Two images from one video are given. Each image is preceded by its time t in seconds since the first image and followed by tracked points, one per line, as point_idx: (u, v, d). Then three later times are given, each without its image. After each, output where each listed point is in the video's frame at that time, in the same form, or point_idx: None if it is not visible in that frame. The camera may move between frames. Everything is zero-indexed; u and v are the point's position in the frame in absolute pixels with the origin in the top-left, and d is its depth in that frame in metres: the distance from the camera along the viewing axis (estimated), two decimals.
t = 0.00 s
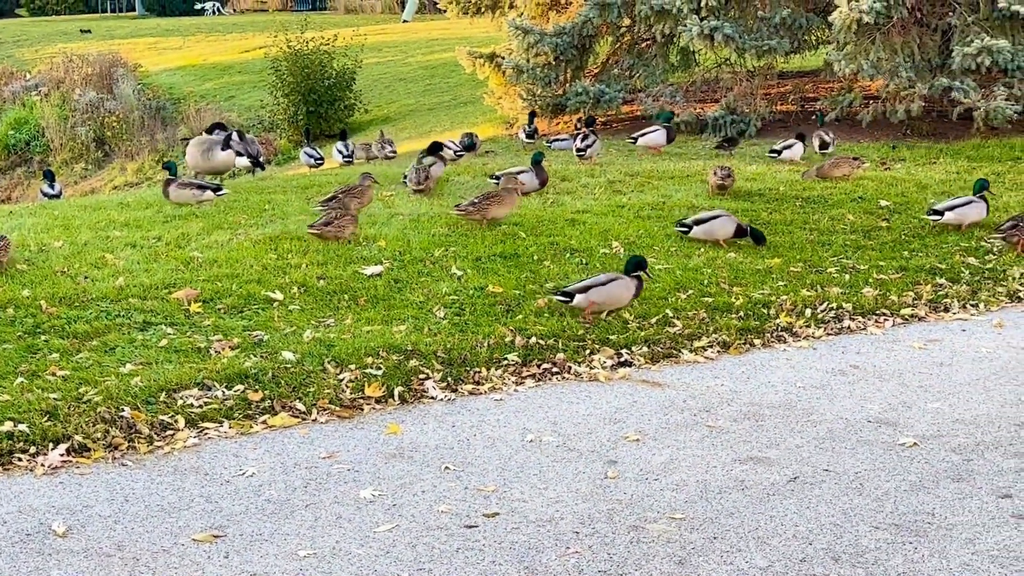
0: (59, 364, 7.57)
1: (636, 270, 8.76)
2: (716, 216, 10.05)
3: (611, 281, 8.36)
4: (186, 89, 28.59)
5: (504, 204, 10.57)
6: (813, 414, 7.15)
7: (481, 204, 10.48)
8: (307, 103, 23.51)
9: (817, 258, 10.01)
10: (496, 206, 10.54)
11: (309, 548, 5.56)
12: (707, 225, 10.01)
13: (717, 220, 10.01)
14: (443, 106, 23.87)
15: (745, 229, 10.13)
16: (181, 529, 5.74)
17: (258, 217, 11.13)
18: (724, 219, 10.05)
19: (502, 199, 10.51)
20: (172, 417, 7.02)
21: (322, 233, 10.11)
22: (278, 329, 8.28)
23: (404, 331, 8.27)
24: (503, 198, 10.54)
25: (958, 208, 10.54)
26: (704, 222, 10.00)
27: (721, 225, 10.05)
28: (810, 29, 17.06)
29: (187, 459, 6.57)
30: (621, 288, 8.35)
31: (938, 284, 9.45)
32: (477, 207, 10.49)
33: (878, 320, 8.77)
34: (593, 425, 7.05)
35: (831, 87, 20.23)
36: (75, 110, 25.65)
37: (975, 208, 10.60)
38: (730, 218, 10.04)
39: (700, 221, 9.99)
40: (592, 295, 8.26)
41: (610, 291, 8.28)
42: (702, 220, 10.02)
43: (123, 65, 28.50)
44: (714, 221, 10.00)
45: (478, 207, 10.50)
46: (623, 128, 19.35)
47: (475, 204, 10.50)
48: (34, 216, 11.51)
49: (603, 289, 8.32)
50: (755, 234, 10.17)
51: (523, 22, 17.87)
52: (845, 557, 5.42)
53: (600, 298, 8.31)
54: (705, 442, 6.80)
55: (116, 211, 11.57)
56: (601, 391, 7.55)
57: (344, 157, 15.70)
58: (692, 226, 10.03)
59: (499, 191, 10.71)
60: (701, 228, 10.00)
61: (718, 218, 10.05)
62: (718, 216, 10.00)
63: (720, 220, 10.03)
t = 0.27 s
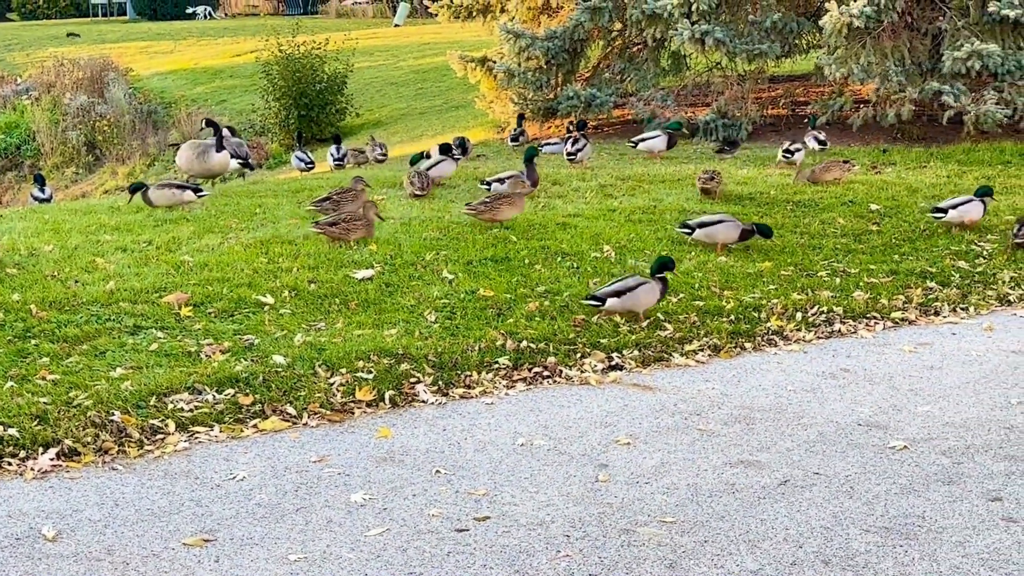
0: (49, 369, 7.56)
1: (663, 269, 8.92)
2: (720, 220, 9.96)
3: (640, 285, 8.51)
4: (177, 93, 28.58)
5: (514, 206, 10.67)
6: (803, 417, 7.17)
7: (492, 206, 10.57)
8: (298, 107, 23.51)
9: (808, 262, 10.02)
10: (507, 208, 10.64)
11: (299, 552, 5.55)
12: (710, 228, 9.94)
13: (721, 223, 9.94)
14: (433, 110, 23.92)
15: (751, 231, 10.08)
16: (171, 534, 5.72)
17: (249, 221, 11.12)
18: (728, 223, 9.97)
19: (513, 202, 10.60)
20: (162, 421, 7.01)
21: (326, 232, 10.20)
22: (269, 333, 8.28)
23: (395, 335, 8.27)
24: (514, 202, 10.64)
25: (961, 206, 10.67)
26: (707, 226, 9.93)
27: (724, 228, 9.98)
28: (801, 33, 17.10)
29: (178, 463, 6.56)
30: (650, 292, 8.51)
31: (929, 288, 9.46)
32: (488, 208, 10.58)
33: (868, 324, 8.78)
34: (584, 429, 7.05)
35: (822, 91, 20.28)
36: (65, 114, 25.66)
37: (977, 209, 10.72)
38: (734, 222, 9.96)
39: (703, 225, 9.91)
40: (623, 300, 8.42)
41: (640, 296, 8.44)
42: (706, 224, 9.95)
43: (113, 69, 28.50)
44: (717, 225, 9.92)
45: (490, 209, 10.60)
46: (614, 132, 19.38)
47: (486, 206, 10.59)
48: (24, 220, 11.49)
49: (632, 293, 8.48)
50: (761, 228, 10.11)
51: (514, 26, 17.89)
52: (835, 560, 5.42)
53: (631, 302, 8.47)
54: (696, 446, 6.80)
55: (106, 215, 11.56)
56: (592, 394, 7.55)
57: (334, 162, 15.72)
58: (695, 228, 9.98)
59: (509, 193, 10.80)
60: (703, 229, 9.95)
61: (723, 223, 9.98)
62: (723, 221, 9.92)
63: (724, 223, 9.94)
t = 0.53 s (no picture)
0: (39, 372, 7.56)
1: (682, 269, 8.87)
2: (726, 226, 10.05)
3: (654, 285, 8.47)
4: (168, 97, 28.59)
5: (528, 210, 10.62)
6: (794, 420, 7.17)
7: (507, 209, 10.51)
8: (290, 111, 23.54)
9: (799, 265, 10.04)
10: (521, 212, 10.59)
11: (290, 556, 5.54)
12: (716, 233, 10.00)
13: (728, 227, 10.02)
14: (424, 114, 23.93)
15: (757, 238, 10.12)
16: (161, 537, 5.71)
17: (240, 225, 11.12)
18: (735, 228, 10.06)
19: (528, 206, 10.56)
20: (153, 424, 7.00)
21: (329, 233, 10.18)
22: (260, 336, 8.27)
23: (387, 338, 8.27)
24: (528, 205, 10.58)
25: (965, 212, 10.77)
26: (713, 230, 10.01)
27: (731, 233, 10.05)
28: (792, 37, 17.13)
29: (168, 466, 6.56)
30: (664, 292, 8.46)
31: (919, 291, 9.48)
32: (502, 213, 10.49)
33: (859, 327, 8.80)
34: (575, 432, 7.05)
35: (813, 95, 20.32)
36: (56, 118, 25.66)
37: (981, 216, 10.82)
38: (739, 226, 10.04)
39: (709, 229, 9.98)
40: (636, 298, 8.38)
41: (654, 294, 8.39)
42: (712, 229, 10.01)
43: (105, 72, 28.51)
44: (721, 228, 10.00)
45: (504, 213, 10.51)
46: (605, 136, 19.41)
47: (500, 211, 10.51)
48: (14, 223, 11.48)
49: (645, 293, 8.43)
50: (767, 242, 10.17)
51: (505, 30, 17.94)
52: (826, 562, 5.42)
53: (644, 301, 8.43)
54: (687, 449, 6.80)
55: (96, 218, 11.55)
56: (583, 397, 7.55)
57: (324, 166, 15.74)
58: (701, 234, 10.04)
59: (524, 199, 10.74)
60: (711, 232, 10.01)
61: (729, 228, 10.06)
62: (729, 225, 10.00)
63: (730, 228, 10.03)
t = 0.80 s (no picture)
0: (29, 375, 7.55)
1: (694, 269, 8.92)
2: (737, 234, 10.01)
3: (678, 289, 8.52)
4: (159, 101, 28.59)
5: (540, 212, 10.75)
6: (785, 422, 7.18)
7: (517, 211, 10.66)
8: (281, 114, 23.57)
9: (790, 268, 10.05)
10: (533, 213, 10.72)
11: (281, 558, 5.53)
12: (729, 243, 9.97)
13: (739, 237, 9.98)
14: (414, 117, 23.97)
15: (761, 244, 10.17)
16: (152, 540, 5.70)
17: (231, 228, 11.12)
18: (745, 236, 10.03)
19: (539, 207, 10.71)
20: (144, 427, 6.99)
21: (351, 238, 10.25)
22: (251, 339, 8.27)
23: (378, 341, 8.27)
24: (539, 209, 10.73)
25: (963, 214, 10.81)
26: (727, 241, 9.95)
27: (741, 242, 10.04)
28: (783, 41, 17.16)
29: (159, 469, 6.55)
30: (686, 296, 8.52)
31: (910, 293, 9.50)
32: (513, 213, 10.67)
33: (850, 329, 8.82)
34: (567, 434, 7.05)
35: (803, 98, 20.37)
36: (47, 121, 25.65)
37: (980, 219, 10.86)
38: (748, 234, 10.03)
39: (722, 238, 9.92)
40: (663, 305, 8.44)
41: (681, 301, 8.46)
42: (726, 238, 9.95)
43: (95, 75, 28.51)
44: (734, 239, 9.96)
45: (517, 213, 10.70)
46: (596, 139, 19.44)
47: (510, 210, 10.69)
48: (4, 227, 11.47)
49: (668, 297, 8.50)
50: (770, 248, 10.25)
51: (496, 33, 18.00)
52: (817, 564, 5.42)
53: (671, 307, 8.49)
54: (678, 451, 6.81)
55: (87, 221, 11.55)
56: (574, 400, 7.56)
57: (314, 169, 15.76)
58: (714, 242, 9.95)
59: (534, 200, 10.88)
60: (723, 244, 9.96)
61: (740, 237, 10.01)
62: (739, 231, 9.97)
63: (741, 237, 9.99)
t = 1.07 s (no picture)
0: (20, 378, 7.53)
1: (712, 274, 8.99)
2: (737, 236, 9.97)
3: (693, 290, 8.58)
4: (150, 104, 28.56)
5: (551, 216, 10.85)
6: (777, 424, 7.19)
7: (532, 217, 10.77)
8: (273, 117, 23.53)
9: (781, 270, 10.07)
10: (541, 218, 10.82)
11: (273, 560, 5.52)
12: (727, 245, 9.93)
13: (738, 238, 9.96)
14: (406, 120, 23.94)
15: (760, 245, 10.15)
16: (143, 543, 5.69)
17: (222, 230, 11.12)
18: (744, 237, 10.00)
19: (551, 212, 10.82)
20: (135, 430, 6.99)
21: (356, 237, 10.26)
22: (242, 342, 8.27)
23: (370, 343, 8.27)
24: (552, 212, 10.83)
25: (954, 215, 10.84)
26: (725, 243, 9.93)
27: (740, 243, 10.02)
28: (774, 43, 17.20)
29: (150, 472, 6.54)
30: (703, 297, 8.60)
31: (901, 295, 9.53)
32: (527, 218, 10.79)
33: (841, 331, 8.84)
34: (559, 437, 7.05)
35: (794, 101, 20.43)
36: (38, 124, 25.59)
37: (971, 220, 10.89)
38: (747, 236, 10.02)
39: (721, 240, 9.87)
40: (673, 305, 8.47)
41: (690, 301, 8.50)
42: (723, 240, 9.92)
43: (87, 78, 28.46)
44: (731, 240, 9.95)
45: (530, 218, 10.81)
46: (588, 141, 19.47)
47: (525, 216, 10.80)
48: None
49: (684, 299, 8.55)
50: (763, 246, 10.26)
51: (488, 35, 18.05)
52: (809, 565, 5.42)
53: (680, 307, 8.52)
54: (670, 453, 6.81)
55: (77, 224, 11.53)
56: (566, 402, 7.57)
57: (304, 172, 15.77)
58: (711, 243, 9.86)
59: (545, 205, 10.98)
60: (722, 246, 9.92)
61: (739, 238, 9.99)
62: (739, 235, 9.96)
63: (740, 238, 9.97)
